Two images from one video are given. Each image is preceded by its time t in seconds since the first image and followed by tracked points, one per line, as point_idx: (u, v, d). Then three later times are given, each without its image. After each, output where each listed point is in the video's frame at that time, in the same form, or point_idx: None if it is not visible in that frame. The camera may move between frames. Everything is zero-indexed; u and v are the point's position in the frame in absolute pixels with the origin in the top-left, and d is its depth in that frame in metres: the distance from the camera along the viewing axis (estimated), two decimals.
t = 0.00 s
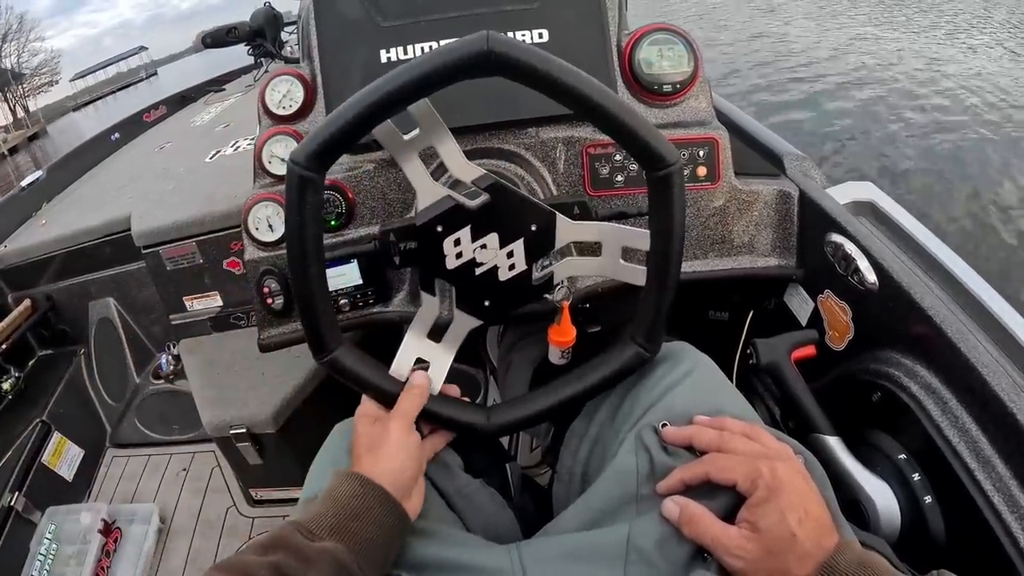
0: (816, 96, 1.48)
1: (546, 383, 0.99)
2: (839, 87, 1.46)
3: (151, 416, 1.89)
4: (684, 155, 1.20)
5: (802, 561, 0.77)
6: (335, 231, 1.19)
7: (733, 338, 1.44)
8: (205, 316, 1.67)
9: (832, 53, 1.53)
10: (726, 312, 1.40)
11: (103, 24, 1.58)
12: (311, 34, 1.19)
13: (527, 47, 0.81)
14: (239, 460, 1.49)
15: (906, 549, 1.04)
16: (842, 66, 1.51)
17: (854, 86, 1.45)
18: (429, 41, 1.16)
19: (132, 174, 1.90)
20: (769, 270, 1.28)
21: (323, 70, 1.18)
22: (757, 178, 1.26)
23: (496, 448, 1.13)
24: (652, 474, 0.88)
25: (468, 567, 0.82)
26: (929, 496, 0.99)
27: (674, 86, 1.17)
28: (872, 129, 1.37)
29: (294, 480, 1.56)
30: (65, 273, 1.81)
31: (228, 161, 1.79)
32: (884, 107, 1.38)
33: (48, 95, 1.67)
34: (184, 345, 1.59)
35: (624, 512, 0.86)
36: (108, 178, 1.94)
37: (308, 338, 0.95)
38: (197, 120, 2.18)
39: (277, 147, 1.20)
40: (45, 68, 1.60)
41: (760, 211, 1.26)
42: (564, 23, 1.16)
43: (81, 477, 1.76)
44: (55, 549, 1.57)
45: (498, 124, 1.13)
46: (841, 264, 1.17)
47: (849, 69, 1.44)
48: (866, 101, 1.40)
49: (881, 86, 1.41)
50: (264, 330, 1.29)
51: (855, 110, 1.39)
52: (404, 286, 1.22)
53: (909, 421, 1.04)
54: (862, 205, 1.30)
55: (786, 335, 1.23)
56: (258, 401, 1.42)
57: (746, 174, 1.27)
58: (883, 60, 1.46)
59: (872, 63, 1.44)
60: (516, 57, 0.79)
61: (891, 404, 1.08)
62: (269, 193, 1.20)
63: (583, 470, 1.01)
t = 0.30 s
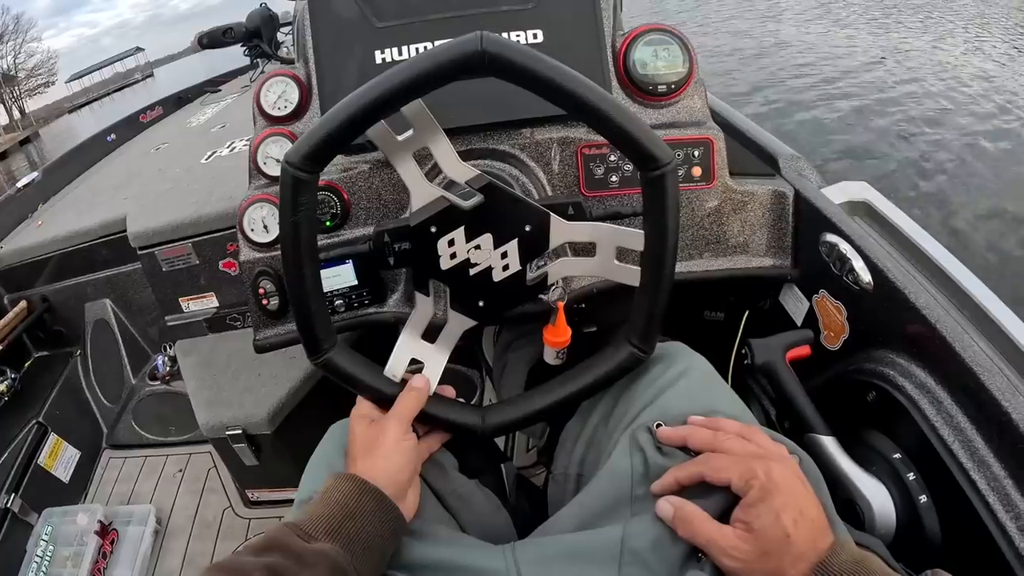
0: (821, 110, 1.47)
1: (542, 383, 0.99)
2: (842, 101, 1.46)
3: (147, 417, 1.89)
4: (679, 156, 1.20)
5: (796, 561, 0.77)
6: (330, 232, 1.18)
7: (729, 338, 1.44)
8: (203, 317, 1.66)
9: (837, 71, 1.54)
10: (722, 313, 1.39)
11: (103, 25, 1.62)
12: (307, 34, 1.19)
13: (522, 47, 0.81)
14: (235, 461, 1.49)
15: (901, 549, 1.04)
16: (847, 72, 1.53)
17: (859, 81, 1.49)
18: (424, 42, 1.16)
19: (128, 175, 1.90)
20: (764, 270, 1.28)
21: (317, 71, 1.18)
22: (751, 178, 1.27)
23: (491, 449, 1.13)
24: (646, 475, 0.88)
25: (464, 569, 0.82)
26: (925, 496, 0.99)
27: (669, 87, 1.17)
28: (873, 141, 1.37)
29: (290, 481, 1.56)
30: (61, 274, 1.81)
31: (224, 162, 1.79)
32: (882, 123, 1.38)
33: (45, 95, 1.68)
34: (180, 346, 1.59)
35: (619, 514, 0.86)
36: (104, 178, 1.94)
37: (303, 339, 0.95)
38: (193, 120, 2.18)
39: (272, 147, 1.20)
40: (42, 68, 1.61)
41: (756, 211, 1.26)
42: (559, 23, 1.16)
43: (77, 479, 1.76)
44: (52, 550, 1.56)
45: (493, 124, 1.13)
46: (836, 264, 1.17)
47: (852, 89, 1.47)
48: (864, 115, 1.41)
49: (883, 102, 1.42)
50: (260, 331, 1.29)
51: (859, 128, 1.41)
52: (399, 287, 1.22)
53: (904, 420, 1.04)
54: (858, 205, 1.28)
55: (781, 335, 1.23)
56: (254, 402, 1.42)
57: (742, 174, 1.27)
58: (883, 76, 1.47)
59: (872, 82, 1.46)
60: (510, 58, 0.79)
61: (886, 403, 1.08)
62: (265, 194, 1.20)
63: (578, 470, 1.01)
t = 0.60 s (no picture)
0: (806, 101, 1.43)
1: (527, 385, 0.99)
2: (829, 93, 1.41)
3: (137, 420, 1.88)
4: (665, 157, 1.20)
5: (778, 562, 0.77)
6: (315, 235, 1.18)
7: (716, 339, 1.44)
8: (191, 320, 1.66)
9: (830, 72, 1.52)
10: (708, 314, 1.40)
11: (96, 24, 1.64)
12: (292, 36, 1.19)
13: (504, 49, 0.81)
14: (223, 464, 1.49)
15: (887, 550, 1.04)
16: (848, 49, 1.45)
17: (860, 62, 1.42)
18: (409, 44, 1.16)
19: (117, 177, 1.89)
20: (749, 271, 1.29)
21: (302, 74, 1.18)
22: (736, 180, 1.28)
23: (477, 451, 1.13)
24: (629, 477, 0.88)
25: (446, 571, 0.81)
26: (911, 496, 0.99)
27: (654, 88, 1.17)
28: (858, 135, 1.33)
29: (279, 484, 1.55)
30: (50, 278, 1.81)
31: (212, 165, 1.79)
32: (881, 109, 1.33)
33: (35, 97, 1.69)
34: (168, 349, 1.59)
35: (602, 515, 0.86)
36: (93, 181, 1.93)
37: (287, 341, 0.95)
38: (182, 122, 2.18)
39: (258, 150, 1.19)
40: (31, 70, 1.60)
41: (742, 213, 1.27)
42: (543, 24, 1.16)
43: (67, 482, 1.75)
44: (41, 555, 1.56)
45: (477, 127, 1.13)
46: (822, 264, 1.17)
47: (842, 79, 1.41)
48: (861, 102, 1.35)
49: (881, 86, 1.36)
50: (246, 334, 1.28)
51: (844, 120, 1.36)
52: (385, 289, 1.22)
53: (890, 420, 1.04)
54: (844, 206, 1.26)
55: (767, 336, 1.23)
56: (241, 405, 1.42)
57: (727, 176, 1.29)
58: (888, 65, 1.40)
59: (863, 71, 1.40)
60: (492, 61, 0.79)
61: (871, 404, 1.08)
62: (250, 197, 1.20)
63: (562, 472, 1.01)
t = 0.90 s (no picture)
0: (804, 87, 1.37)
1: (516, 386, 1.00)
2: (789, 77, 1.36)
3: (126, 423, 1.88)
4: (653, 158, 1.21)
5: (766, 560, 0.77)
6: (304, 236, 1.18)
7: (704, 340, 1.45)
8: (181, 322, 1.66)
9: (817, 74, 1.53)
10: (696, 314, 1.41)
11: (89, 24, 1.75)
12: (281, 38, 1.19)
13: (493, 52, 0.81)
14: (214, 466, 1.48)
15: (876, 547, 1.05)
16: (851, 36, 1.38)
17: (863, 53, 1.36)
18: (398, 46, 1.16)
19: (107, 179, 1.88)
20: (738, 271, 1.30)
21: (292, 76, 1.18)
22: (725, 181, 1.28)
23: (467, 452, 1.13)
24: (618, 477, 0.89)
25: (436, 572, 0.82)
26: (898, 494, 1.00)
27: (642, 90, 1.18)
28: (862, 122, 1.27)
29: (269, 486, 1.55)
30: (39, 280, 1.80)
31: (201, 166, 1.78)
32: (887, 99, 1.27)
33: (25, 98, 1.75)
34: (158, 352, 1.59)
35: (591, 514, 0.87)
36: (81, 183, 1.92)
37: (277, 343, 0.95)
38: (171, 124, 2.18)
39: (247, 152, 1.19)
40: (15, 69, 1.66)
41: (731, 213, 1.28)
42: (531, 26, 1.17)
43: (57, 486, 1.74)
44: (31, 559, 1.55)
45: (466, 129, 1.13)
46: (810, 265, 1.18)
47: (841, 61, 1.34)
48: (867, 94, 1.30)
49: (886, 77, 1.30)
50: (236, 335, 1.28)
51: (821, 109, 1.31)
52: (375, 290, 1.22)
53: (878, 419, 1.05)
54: (830, 207, 1.25)
55: (754, 336, 1.24)
56: (232, 407, 1.41)
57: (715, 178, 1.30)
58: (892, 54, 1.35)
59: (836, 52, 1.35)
60: (480, 63, 0.79)
61: (858, 403, 1.09)
62: (240, 199, 1.20)
63: (552, 472, 1.01)
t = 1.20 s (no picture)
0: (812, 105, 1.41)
1: (506, 386, 0.99)
2: (794, 91, 1.39)
3: (117, 425, 1.87)
4: (643, 159, 1.21)
5: (756, 560, 0.77)
6: (293, 238, 1.18)
7: (695, 341, 1.46)
8: (172, 324, 1.65)
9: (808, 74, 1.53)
10: (687, 314, 1.42)
11: (84, 23, 1.77)
12: (271, 38, 1.18)
13: (481, 53, 0.81)
14: (205, 469, 1.48)
15: (867, 547, 1.05)
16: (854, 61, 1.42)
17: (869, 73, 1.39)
18: (387, 47, 1.16)
19: (97, 180, 1.88)
20: (729, 272, 1.30)
21: (282, 77, 1.18)
22: (715, 182, 1.29)
23: (458, 453, 1.13)
24: (607, 477, 0.89)
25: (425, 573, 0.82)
26: (889, 493, 1.00)
27: (633, 91, 1.18)
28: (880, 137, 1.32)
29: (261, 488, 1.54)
30: (29, 282, 1.79)
31: (192, 168, 1.77)
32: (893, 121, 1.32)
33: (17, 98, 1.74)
34: (148, 354, 1.58)
35: (581, 515, 0.87)
36: (72, 185, 1.91)
37: (265, 345, 0.95)
38: (162, 125, 2.17)
39: (237, 153, 1.19)
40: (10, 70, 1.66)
41: (722, 214, 1.28)
42: (521, 27, 1.17)
43: (48, 489, 1.73)
44: (22, 562, 1.54)
45: (455, 130, 1.13)
46: (800, 265, 1.18)
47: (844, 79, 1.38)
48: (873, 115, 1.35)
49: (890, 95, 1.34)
50: (225, 337, 1.28)
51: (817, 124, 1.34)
52: (365, 292, 1.22)
53: (868, 419, 1.05)
54: (821, 207, 1.27)
55: (745, 336, 1.24)
56: (223, 409, 1.41)
57: (704, 179, 1.31)
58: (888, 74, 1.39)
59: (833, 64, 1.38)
60: (468, 64, 0.79)
61: (849, 403, 1.10)
62: (229, 201, 1.19)
63: (542, 473, 1.01)
